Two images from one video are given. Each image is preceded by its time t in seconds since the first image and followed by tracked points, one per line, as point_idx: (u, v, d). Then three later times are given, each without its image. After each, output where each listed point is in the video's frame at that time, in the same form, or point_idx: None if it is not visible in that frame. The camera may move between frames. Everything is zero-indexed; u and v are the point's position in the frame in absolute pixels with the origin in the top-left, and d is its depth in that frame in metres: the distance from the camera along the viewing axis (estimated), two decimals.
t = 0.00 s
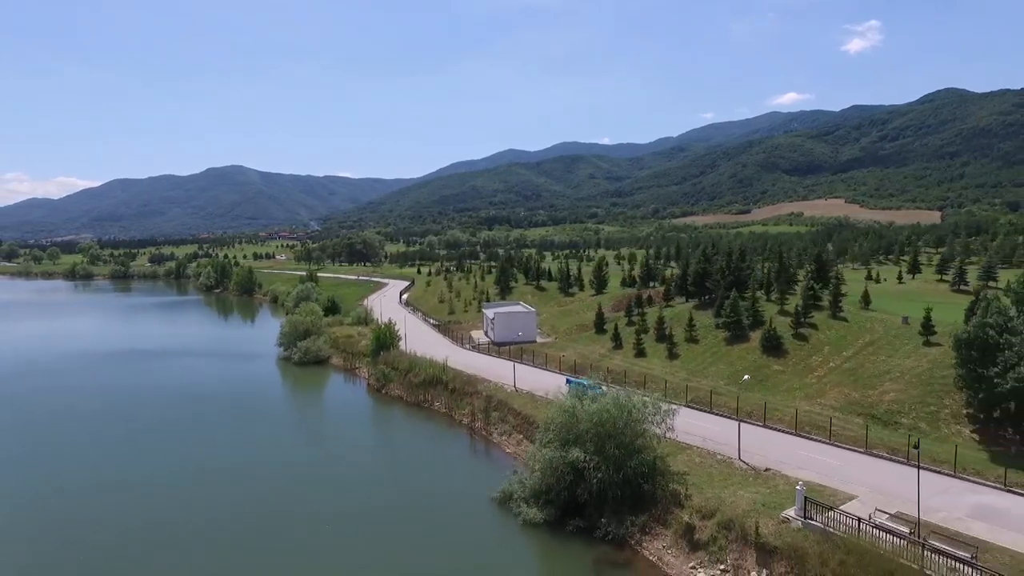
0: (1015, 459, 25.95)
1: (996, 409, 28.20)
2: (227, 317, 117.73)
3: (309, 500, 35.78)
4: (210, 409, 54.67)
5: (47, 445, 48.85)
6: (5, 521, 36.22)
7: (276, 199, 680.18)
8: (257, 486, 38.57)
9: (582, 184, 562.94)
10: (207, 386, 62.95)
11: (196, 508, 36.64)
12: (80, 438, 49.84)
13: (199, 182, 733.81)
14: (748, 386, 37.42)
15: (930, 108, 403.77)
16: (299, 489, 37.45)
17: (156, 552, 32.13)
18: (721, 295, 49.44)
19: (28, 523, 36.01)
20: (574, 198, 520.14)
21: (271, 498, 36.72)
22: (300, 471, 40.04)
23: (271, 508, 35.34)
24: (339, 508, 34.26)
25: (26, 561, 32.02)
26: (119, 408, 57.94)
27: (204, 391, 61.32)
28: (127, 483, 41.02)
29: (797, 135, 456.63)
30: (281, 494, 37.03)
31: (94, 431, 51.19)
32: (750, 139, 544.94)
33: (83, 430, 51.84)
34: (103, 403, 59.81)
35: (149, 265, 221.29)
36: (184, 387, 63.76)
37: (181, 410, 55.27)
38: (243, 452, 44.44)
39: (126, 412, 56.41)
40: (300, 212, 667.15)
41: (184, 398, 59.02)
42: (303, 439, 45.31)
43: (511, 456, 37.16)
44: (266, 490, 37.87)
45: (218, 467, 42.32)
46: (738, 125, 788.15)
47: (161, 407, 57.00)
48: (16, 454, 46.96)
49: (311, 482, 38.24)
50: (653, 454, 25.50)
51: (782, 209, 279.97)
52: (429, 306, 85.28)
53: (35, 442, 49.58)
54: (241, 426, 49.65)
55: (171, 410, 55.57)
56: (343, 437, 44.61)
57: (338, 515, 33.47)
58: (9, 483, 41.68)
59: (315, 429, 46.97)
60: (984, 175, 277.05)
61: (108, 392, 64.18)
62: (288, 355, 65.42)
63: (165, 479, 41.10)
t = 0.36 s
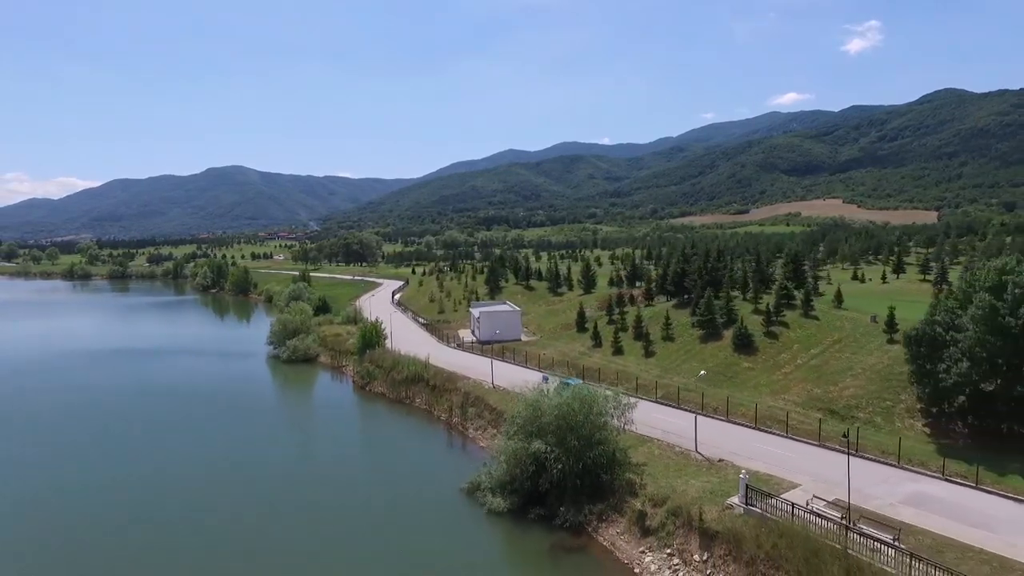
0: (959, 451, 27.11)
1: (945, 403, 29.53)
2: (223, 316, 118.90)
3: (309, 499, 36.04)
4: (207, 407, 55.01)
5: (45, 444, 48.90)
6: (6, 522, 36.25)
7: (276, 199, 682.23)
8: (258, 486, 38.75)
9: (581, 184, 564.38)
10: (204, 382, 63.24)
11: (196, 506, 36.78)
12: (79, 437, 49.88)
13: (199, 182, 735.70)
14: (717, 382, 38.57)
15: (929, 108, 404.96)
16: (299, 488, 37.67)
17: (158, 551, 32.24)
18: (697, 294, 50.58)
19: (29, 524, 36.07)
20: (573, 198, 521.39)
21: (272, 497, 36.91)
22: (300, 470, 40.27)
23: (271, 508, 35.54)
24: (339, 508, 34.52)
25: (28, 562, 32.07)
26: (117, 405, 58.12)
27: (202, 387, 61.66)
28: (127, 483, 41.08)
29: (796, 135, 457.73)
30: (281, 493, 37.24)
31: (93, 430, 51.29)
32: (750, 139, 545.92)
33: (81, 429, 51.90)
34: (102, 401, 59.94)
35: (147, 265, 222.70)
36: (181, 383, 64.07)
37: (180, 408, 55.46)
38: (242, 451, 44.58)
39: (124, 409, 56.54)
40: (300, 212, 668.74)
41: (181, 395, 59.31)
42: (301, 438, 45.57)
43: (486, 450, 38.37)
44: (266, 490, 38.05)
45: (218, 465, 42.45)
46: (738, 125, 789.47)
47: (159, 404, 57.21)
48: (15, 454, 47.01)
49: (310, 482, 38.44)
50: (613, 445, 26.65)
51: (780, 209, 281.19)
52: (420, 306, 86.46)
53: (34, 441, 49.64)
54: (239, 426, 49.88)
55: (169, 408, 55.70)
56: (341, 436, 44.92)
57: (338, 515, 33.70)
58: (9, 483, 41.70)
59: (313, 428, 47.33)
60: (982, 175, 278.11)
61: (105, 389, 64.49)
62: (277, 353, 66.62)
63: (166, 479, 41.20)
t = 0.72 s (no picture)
0: (908, 443, 28.33)
1: (895, 397, 30.93)
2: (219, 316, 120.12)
3: (313, 499, 35.19)
4: (206, 406, 54.42)
5: (41, 442, 47.89)
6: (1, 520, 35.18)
7: (276, 199, 684.26)
8: (261, 485, 37.83)
9: (581, 184, 565.87)
10: (201, 381, 62.83)
11: (197, 506, 35.77)
12: (76, 436, 48.90)
13: (199, 182, 737.62)
14: (689, 379, 39.67)
15: (928, 108, 406.15)
16: (301, 488, 36.81)
17: (158, 550, 31.21)
18: (676, 294, 51.74)
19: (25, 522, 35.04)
20: (572, 199, 522.59)
21: (274, 497, 36.00)
22: (302, 471, 39.43)
23: (273, 507, 34.66)
24: (343, 508, 33.67)
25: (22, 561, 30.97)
26: (113, 404, 57.49)
27: (200, 386, 61.25)
28: (126, 481, 40.10)
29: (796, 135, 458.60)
30: (283, 493, 36.33)
31: (91, 428, 50.39)
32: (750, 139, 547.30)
33: (79, 427, 51.00)
34: (100, 399, 59.19)
35: (146, 265, 224.05)
36: (178, 382, 63.72)
37: (177, 407, 54.72)
38: (244, 451, 43.67)
39: (121, 408, 55.75)
40: (299, 212, 670.45)
41: (178, 394, 58.85)
42: (301, 438, 44.89)
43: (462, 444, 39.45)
44: (267, 489, 37.12)
45: (219, 465, 41.54)
46: (739, 125, 791.28)
47: (157, 403, 56.45)
48: (10, 452, 45.98)
49: (313, 482, 37.58)
50: (574, 437, 27.77)
51: (778, 210, 282.31)
52: (410, 305, 87.60)
53: (29, 439, 48.66)
54: (238, 426, 49.13)
55: (168, 407, 54.93)
56: (342, 437, 44.20)
57: (342, 515, 32.84)
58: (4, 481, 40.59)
59: (311, 427, 46.79)
60: (979, 175, 279.16)
61: (101, 388, 64.43)
62: (267, 352, 67.79)
63: (165, 477, 40.22)
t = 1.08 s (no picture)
0: (861, 437, 29.48)
1: (855, 393, 32.15)
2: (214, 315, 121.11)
3: (313, 500, 35.58)
4: (205, 408, 54.91)
5: (44, 444, 48.22)
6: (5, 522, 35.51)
7: (276, 199, 685.60)
8: (261, 485, 38.18)
9: (580, 184, 566.97)
10: (200, 381, 63.28)
11: (198, 506, 36.06)
12: (78, 438, 49.21)
13: (200, 182, 739.11)
14: (661, 376, 40.74)
15: (928, 108, 406.88)
16: (301, 488, 37.19)
17: (159, 551, 31.55)
18: (654, 294, 52.82)
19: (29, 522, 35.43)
20: (572, 199, 523.69)
21: (274, 497, 36.45)
22: (303, 471, 39.73)
23: (273, 508, 34.94)
24: (342, 509, 34.02)
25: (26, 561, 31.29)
26: (113, 404, 57.82)
27: (198, 386, 61.64)
28: (128, 482, 40.41)
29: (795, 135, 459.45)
30: (283, 494, 36.66)
31: (93, 430, 50.69)
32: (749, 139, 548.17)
33: (81, 429, 51.28)
34: (100, 401, 59.55)
35: (144, 265, 225.14)
36: (176, 382, 64.24)
37: (176, 408, 55.08)
38: (244, 451, 44.05)
39: (122, 410, 56.08)
40: (299, 212, 671.71)
41: (176, 394, 59.29)
42: (299, 439, 45.22)
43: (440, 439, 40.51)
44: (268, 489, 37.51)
45: (220, 466, 41.88)
46: (739, 125, 791.96)
47: (157, 404, 56.76)
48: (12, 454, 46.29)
49: (312, 483, 37.86)
50: (539, 430, 29.06)
51: (776, 210, 283.17)
52: (401, 305, 88.55)
53: (31, 441, 48.94)
54: (237, 426, 49.48)
55: (168, 408, 55.25)
56: (341, 436, 44.54)
57: (342, 515, 33.19)
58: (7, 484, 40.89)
59: (307, 428, 47.11)
60: (978, 175, 279.80)
61: (98, 387, 64.96)
62: (257, 351, 68.93)
63: (167, 479, 40.51)
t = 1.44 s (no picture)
0: (816, 430, 30.59)
1: (813, 390, 33.14)
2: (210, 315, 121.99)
3: (316, 499, 34.79)
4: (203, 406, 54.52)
5: (42, 442, 47.30)
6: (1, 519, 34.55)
7: (276, 199, 686.82)
8: (262, 485, 37.39)
9: (580, 184, 568.16)
10: (197, 380, 63.10)
11: (200, 506, 35.02)
12: (77, 436, 48.32)
13: (200, 182, 740.61)
14: (634, 372, 41.87)
15: (927, 108, 407.91)
16: (303, 487, 36.44)
17: (160, 550, 30.70)
18: (633, 293, 53.87)
19: (26, 520, 34.45)
20: (571, 198, 524.64)
21: (276, 495, 35.67)
22: (305, 471, 38.92)
23: (279, 507, 34.13)
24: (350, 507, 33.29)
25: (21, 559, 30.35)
26: (109, 403, 57.28)
27: (193, 386, 61.50)
28: (127, 480, 39.45)
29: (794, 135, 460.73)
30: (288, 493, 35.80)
31: (91, 429, 49.80)
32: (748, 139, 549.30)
33: (79, 428, 50.44)
34: (99, 400, 58.79)
35: (142, 265, 226.05)
36: (174, 381, 64.06)
37: (169, 408, 54.15)
38: (245, 450, 43.25)
39: (121, 408, 55.35)
40: (299, 212, 672.77)
41: (169, 394, 58.79)
42: (298, 439, 44.56)
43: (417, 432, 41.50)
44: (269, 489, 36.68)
45: (221, 465, 41.00)
46: (739, 125, 793.19)
47: (156, 404, 56.05)
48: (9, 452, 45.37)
49: (317, 482, 37.11)
50: (505, 424, 30.27)
51: (773, 210, 283.93)
52: (391, 304, 89.59)
53: (29, 439, 48.01)
54: (234, 426, 48.69)
55: (167, 407, 54.51)
56: (338, 435, 44.24)
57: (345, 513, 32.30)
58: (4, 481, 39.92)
59: (305, 428, 46.53)
60: (975, 176, 280.54)
61: (91, 387, 64.96)
62: (247, 349, 70.08)
63: (167, 477, 39.60)
